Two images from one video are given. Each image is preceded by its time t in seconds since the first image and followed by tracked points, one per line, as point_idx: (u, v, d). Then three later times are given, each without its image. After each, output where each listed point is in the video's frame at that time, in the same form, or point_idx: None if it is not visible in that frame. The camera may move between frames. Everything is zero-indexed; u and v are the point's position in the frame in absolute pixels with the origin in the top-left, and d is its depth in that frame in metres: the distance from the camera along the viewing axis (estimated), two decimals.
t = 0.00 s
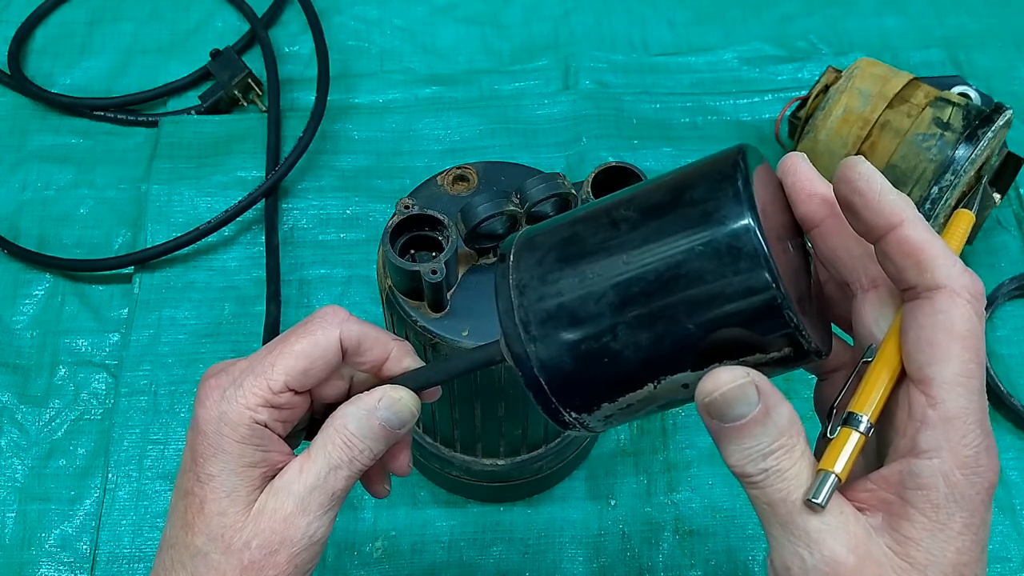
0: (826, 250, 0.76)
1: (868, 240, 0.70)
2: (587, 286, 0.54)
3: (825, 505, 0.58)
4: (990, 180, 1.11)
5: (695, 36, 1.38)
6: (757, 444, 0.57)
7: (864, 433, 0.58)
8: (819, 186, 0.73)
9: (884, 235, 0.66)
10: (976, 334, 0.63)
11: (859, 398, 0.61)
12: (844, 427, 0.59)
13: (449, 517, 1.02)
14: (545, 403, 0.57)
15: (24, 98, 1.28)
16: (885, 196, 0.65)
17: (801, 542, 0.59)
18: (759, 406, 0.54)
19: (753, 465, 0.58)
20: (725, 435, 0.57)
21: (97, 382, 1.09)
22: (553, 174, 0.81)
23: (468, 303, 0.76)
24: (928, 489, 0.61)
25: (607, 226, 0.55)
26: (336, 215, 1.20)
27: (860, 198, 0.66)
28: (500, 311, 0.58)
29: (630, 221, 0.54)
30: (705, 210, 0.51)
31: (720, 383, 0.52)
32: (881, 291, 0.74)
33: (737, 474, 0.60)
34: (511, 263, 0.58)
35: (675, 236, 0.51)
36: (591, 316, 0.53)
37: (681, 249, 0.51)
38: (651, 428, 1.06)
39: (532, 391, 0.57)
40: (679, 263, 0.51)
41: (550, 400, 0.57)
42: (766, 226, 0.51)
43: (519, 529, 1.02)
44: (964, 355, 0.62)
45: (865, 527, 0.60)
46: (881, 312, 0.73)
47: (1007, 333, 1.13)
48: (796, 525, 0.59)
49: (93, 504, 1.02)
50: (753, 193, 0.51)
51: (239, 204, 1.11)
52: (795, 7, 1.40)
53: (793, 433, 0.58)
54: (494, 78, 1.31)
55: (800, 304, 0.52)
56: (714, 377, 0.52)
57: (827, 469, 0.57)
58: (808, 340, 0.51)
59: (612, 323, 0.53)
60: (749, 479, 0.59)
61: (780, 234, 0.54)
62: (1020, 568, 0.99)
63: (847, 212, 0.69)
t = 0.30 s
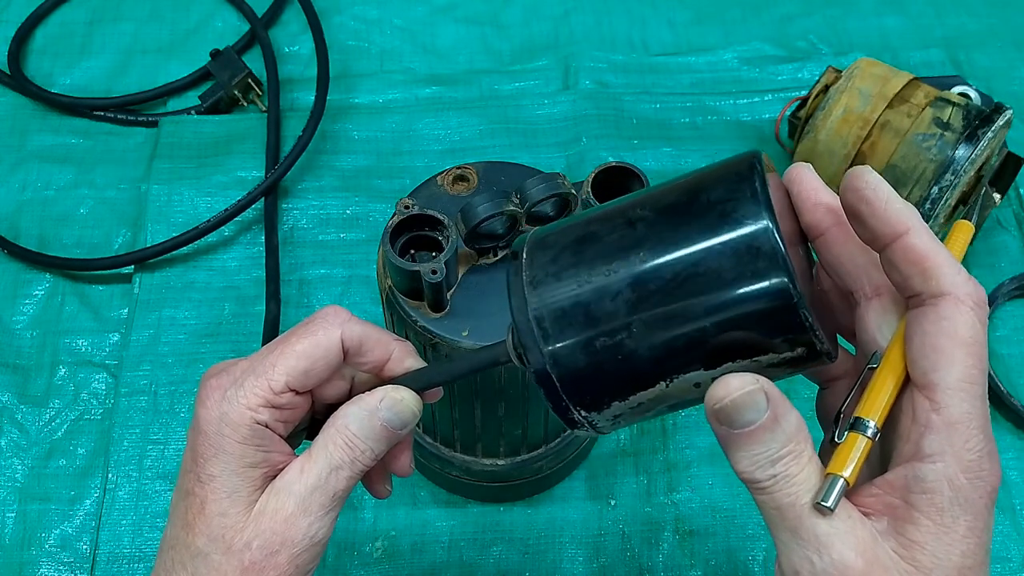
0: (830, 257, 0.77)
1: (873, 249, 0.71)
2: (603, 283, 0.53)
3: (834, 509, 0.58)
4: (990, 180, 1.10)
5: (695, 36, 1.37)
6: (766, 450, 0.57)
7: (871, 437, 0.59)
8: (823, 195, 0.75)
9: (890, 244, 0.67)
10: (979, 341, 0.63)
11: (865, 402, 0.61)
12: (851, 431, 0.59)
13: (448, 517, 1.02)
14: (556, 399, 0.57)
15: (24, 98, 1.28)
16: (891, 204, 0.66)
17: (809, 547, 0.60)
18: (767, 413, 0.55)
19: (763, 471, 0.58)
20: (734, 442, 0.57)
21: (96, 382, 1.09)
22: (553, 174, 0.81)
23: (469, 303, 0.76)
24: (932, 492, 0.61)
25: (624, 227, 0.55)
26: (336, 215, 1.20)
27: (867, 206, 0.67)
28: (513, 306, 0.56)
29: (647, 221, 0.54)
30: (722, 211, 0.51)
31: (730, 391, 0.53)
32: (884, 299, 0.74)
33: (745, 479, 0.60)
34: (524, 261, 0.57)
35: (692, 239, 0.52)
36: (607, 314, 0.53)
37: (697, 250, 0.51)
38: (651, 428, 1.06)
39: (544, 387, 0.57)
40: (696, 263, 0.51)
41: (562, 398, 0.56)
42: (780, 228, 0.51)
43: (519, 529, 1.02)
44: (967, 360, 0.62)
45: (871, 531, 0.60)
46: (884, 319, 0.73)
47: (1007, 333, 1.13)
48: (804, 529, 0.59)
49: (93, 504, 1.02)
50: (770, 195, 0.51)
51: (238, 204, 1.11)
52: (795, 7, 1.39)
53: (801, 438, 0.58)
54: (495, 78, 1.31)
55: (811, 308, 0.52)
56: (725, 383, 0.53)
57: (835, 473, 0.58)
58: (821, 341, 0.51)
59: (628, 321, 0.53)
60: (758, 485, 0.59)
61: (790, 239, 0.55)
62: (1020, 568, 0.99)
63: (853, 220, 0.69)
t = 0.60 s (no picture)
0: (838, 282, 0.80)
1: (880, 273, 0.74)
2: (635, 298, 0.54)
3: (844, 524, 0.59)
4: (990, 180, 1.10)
5: (695, 36, 1.38)
6: (780, 467, 0.59)
7: (880, 454, 0.61)
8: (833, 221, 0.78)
9: (896, 269, 0.69)
10: (982, 362, 0.66)
11: (873, 422, 0.64)
12: (861, 449, 0.62)
13: (448, 517, 1.02)
14: (576, 411, 0.57)
15: (24, 98, 1.28)
16: (899, 231, 0.69)
17: (821, 561, 0.60)
18: (781, 431, 0.56)
19: (776, 488, 0.59)
20: (748, 459, 0.59)
21: (96, 382, 1.09)
22: (553, 174, 0.81)
23: (469, 303, 0.76)
24: (937, 509, 0.63)
25: (654, 245, 0.55)
26: (336, 215, 1.20)
27: (876, 233, 0.70)
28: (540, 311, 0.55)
29: (679, 240, 0.55)
30: (758, 236, 0.53)
31: (746, 409, 0.54)
32: (889, 322, 0.76)
33: (757, 496, 0.61)
34: (550, 271, 0.56)
35: (726, 261, 0.52)
36: (637, 330, 0.53)
37: (731, 272, 0.52)
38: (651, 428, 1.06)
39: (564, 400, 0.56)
40: (730, 285, 0.52)
41: (582, 410, 0.56)
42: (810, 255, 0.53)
43: (519, 528, 1.02)
44: (970, 382, 0.65)
45: (878, 546, 0.62)
46: (889, 341, 0.75)
47: (1007, 333, 1.13)
48: (816, 544, 0.60)
49: (93, 504, 1.02)
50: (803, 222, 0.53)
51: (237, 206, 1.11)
52: (795, 7, 1.40)
53: (812, 456, 0.60)
54: (495, 78, 1.31)
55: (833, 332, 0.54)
56: (741, 402, 0.54)
57: (846, 490, 0.60)
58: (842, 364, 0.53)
59: (658, 338, 0.53)
60: (771, 501, 0.60)
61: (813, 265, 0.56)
62: (1020, 568, 0.99)
63: (862, 246, 0.72)
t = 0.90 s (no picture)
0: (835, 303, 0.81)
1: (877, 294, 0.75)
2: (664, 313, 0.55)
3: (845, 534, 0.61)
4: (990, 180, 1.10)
5: (694, 36, 1.37)
6: (785, 480, 0.60)
7: (880, 468, 0.63)
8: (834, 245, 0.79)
9: (895, 291, 0.70)
10: (977, 382, 0.68)
11: (872, 437, 0.65)
12: (862, 462, 0.63)
13: (448, 517, 1.02)
14: (597, 421, 0.58)
15: (24, 98, 1.28)
16: (898, 254, 0.69)
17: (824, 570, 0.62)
18: (786, 444, 0.58)
19: (780, 499, 0.60)
20: (751, 472, 0.60)
21: (97, 382, 1.09)
22: (553, 174, 0.81)
23: (469, 303, 0.76)
24: (934, 521, 0.65)
25: (686, 262, 0.57)
26: (336, 215, 1.20)
27: (876, 255, 0.70)
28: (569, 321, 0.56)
29: (709, 259, 0.56)
30: (787, 260, 0.55)
31: (754, 423, 0.56)
32: (886, 343, 0.78)
33: (760, 507, 0.62)
34: (578, 280, 0.57)
35: (757, 282, 0.55)
36: (666, 345, 0.55)
37: (762, 293, 0.55)
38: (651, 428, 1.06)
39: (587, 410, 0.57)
40: (759, 306, 0.54)
41: (603, 420, 0.58)
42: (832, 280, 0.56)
43: (519, 528, 1.02)
44: (966, 400, 0.67)
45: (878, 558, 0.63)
46: (887, 361, 0.77)
47: (1007, 333, 1.13)
48: (819, 554, 0.61)
49: (93, 504, 1.02)
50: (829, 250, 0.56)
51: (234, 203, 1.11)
52: (795, 8, 1.40)
53: (815, 469, 0.61)
54: (495, 78, 1.31)
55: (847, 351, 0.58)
56: (749, 416, 0.56)
57: (846, 501, 0.61)
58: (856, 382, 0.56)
59: (687, 354, 0.55)
60: (774, 512, 0.61)
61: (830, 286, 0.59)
62: (1020, 568, 0.99)
63: (860, 268, 0.72)
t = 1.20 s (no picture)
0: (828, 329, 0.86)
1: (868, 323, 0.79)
2: (691, 329, 0.56)
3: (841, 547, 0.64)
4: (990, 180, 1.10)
5: (694, 36, 1.37)
6: (783, 497, 0.63)
7: (871, 485, 0.66)
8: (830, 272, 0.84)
9: (885, 317, 0.75)
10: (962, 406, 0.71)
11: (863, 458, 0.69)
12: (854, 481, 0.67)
13: (448, 517, 1.02)
14: (613, 429, 0.58)
15: (24, 98, 1.28)
16: (889, 284, 0.75)
17: None
18: (784, 462, 0.61)
19: (778, 515, 0.64)
20: (751, 488, 0.63)
21: (96, 382, 1.09)
22: (552, 175, 0.81)
23: (469, 303, 0.76)
24: (923, 537, 0.67)
25: (709, 281, 0.58)
26: (336, 215, 1.20)
27: (868, 284, 0.75)
28: (597, 328, 0.57)
29: (733, 280, 0.58)
30: (807, 288, 0.57)
31: (754, 442, 0.59)
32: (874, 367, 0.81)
33: (758, 522, 0.65)
34: (605, 291, 0.58)
35: (778, 306, 0.57)
36: (691, 361, 0.56)
37: (783, 317, 0.56)
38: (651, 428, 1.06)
39: (605, 418, 0.58)
40: (780, 329, 0.56)
41: (619, 431, 0.58)
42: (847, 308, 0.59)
43: (518, 528, 1.02)
44: (951, 423, 0.70)
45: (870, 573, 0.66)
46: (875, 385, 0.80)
47: (1007, 333, 1.13)
48: (815, 567, 0.65)
49: (93, 504, 1.02)
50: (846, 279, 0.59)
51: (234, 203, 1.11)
52: (796, 8, 1.40)
53: (811, 486, 0.64)
54: (494, 78, 1.31)
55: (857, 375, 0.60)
56: (750, 434, 0.59)
57: (841, 517, 0.65)
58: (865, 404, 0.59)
59: (710, 369, 0.56)
60: (773, 528, 0.64)
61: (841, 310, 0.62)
62: (1020, 568, 0.99)
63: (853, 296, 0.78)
